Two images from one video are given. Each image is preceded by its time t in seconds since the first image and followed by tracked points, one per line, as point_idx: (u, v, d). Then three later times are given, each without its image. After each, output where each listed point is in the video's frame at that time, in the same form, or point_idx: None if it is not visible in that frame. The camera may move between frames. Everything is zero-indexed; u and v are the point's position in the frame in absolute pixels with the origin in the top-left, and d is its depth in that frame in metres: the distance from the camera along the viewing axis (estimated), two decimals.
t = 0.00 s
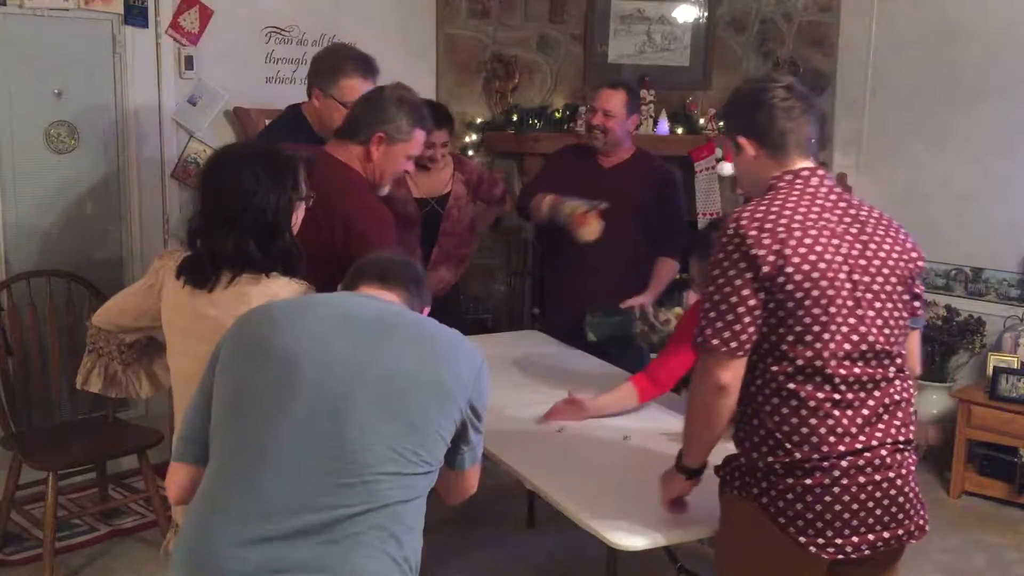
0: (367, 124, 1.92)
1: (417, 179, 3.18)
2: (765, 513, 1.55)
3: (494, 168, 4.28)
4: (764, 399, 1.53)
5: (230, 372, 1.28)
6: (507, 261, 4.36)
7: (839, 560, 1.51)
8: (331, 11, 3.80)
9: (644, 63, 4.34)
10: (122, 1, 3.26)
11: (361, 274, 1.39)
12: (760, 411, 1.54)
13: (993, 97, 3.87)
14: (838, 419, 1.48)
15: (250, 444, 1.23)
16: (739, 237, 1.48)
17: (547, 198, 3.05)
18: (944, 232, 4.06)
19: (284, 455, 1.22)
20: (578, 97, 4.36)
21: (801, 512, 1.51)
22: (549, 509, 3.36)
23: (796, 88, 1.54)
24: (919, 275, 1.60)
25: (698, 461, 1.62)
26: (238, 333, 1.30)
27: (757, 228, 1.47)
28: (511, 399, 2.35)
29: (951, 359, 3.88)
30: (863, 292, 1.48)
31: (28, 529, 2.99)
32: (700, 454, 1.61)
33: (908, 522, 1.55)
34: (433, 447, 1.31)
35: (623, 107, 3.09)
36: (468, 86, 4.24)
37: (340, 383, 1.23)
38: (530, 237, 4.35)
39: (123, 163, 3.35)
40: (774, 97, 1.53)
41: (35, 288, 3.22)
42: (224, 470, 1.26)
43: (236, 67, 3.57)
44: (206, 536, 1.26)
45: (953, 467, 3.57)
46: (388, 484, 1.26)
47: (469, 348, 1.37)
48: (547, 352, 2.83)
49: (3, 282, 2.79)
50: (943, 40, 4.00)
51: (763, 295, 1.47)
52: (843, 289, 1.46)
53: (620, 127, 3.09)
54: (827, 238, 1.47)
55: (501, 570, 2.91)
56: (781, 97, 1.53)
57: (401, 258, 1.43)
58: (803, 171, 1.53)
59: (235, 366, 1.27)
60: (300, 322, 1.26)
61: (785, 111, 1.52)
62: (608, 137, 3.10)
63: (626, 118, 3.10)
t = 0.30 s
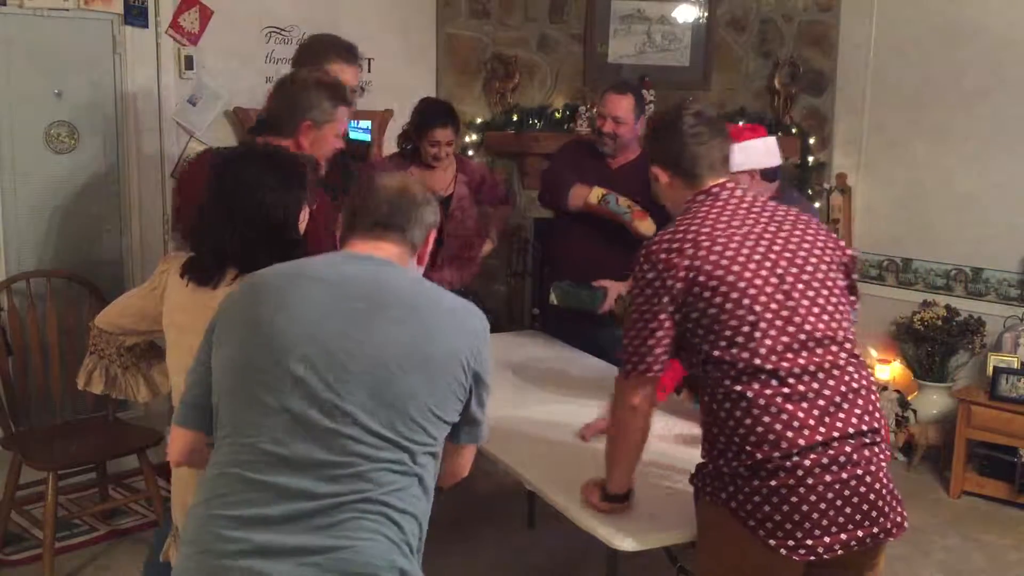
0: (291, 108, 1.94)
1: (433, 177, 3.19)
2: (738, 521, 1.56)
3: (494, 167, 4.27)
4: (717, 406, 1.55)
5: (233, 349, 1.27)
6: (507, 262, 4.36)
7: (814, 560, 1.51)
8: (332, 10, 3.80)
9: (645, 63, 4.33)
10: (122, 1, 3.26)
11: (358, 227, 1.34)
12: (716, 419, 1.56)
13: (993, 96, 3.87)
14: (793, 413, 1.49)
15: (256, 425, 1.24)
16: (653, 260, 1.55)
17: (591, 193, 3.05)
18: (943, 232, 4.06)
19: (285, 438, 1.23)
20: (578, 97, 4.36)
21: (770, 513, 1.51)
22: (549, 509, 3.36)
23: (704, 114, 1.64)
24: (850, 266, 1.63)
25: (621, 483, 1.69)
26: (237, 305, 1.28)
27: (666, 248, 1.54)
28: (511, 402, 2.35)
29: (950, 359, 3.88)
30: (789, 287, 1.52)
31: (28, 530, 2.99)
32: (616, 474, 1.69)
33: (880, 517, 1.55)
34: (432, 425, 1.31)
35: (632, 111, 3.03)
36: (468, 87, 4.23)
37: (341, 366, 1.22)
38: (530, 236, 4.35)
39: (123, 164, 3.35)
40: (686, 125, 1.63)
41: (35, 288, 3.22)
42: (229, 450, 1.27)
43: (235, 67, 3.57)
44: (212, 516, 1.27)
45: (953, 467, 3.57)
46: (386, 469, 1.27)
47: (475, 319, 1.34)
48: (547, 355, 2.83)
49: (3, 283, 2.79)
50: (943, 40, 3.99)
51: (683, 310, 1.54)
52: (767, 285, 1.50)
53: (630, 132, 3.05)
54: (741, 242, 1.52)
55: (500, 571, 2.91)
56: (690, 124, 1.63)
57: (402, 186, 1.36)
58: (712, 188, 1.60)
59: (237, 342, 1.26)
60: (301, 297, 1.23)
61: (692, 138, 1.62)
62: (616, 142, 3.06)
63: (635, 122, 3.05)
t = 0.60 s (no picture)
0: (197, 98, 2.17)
1: (430, 180, 3.16)
2: (735, 525, 1.56)
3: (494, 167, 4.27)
4: (705, 410, 1.54)
5: (226, 345, 1.26)
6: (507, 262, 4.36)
7: (814, 559, 1.51)
8: (332, 11, 3.80)
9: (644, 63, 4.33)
10: (122, 1, 3.26)
11: (342, 215, 1.32)
12: (706, 422, 1.55)
13: (992, 96, 3.87)
14: (781, 409, 1.49)
15: (253, 425, 1.23)
16: (631, 264, 1.55)
17: (585, 196, 3.04)
18: (943, 232, 4.06)
19: (282, 437, 1.23)
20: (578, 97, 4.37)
21: (766, 515, 1.51)
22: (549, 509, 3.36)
23: (668, 127, 1.65)
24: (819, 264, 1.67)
25: (610, 485, 1.69)
26: (228, 301, 1.27)
27: (642, 251, 1.54)
28: (512, 402, 2.35)
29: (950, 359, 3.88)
30: (767, 284, 1.53)
31: (28, 530, 2.99)
32: (607, 478, 1.68)
33: (875, 513, 1.55)
34: (428, 421, 1.32)
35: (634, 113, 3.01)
36: (468, 86, 4.23)
37: (337, 364, 1.22)
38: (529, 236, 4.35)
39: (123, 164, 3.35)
40: (651, 138, 1.64)
41: (35, 288, 3.22)
42: (225, 449, 1.26)
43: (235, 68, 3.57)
44: (211, 518, 1.27)
45: (953, 468, 3.57)
46: (385, 468, 1.27)
47: (470, 309, 1.35)
48: (548, 355, 2.83)
49: (4, 283, 2.79)
50: (943, 39, 3.99)
51: (663, 312, 1.53)
52: (744, 283, 1.51)
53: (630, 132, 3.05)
54: (715, 242, 1.53)
55: (499, 571, 2.91)
56: (654, 137, 1.64)
57: (386, 161, 1.34)
58: (682, 195, 1.61)
59: (230, 338, 1.25)
60: (293, 292, 1.23)
61: (656, 152, 1.62)
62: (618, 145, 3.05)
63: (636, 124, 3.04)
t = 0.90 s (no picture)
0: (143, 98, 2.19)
1: (425, 174, 3.17)
2: (764, 536, 1.56)
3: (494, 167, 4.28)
4: (735, 418, 1.54)
5: (208, 349, 1.25)
6: (507, 262, 4.37)
7: (844, 572, 1.50)
8: (332, 11, 3.80)
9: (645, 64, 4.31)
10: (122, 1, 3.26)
11: (306, 207, 1.30)
12: (736, 429, 1.55)
13: (993, 97, 3.87)
14: (815, 418, 1.49)
15: (250, 433, 1.23)
16: (658, 271, 1.55)
17: (584, 195, 3.04)
18: (943, 232, 4.06)
19: (278, 443, 1.22)
20: (578, 97, 4.37)
21: (794, 526, 1.52)
22: (550, 509, 3.36)
23: (696, 134, 1.65)
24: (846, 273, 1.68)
25: (615, 484, 1.69)
26: (210, 303, 1.25)
27: (670, 258, 1.54)
28: (512, 402, 2.35)
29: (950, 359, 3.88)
30: (796, 293, 1.53)
31: (28, 530, 2.99)
32: (610, 478, 1.69)
33: (908, 527, 1.54)
34: (422, 418, 1.33)
35: (627, 114, 3.02)
36: (468, 87, 4.23)
37: (325, 367, 1.21)
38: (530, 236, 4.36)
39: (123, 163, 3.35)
40: (677, 144, 1.64)
41: (35, 288, 3.22)
42: (223, 456, 1.25)
43: (234, 68, 3.57)
44: (209, 526, 1.27)
45: (953, 467, 3.58)
46: (381, 469, 1.27)
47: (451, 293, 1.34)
48: (548, 355, 2.83)
49: (4, 283, 2.79)
50: (944, 39, 3.99)
51: (692, 320, 1.54)
52: (773, 290, 1.52)
53: (625, 133, 3.04)
54: (743, 249, 1.54)
55: (499, 570, 2.91)
56: (680, 142, 1.64)
57: (343, 147, 1.30)
58: (708, 202, 1.61)
59: (212, 344, 1.24)
60: (277, 296, 1.21)
61: (684, 157, 1.62)
62: (614, 147, 3.05)
63: (630, 125, 3.04)
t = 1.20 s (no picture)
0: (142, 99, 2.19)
1: (423, 168, 3.17)
2: (789, 547, 1.57)
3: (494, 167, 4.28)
4: (765, 429, 1.54)
5: (179, 359, 1.25)
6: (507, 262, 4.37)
7: None
8: (332, 11, 3.80)
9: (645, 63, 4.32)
10: (122, 2, 3.26)
11: (264, 202, 1.27)
12: (764, 440, 1.55)
13: (993, 97, 3.87)
14: (846, 432, 1.49)
15: (232, 446, 1.24)
16: (686, 279, 1.55)
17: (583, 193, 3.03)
18: (943, 233, 4.06)
19: (256, 452, 1.24)
20: (578, 97, 4.37)
21: (820, 541, 1.52)
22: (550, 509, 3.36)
23: (734, 142, 1.65)
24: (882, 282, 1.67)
25: (620, 484, 1.69)
26: (175, 310, 1.25)
27: (701, 267, 1.54)
28: (511, 403, 2.35)
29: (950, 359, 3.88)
30: (830, 303, 1.53)
31: (28, 530, 2.99)
32: (615, 478, 1.69)
33: (943, 545, 1.52)
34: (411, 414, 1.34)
35: (622, 118, 3.04)
36: (468, 87, 4.23)
37: (298, 373, 1.21)
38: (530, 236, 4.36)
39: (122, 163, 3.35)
40: (714, 151, 1.63)
41: (35, 288, 3.22)
42: (210, 466, 1.27)
43: (234, 68, 3.57)
44: (210, 533, 1.29)
45: (953, 467, 3.58)
46: (364, 471, 1.28)
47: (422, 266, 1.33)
48: (548, 355, 2.83)
49: (4, 283, 2.79)
50: (944, 39, 3.99)
51: (720, 330, 1.54)
52: (806, 301, 1.51)
53: (623, 137, 3.06)
54: (777, 258, 1.53)
55: (498, 570, 2.91)
56: (719, 151, 1.64)
57: (292, 132, 1.25)
58: (745, 210, 1.61)
59: (184, 355, 1.24)
60: (241, 303, 1.21)
61: (721, 165, 1.62)
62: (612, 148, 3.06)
63: (627, 126, 3.06)
